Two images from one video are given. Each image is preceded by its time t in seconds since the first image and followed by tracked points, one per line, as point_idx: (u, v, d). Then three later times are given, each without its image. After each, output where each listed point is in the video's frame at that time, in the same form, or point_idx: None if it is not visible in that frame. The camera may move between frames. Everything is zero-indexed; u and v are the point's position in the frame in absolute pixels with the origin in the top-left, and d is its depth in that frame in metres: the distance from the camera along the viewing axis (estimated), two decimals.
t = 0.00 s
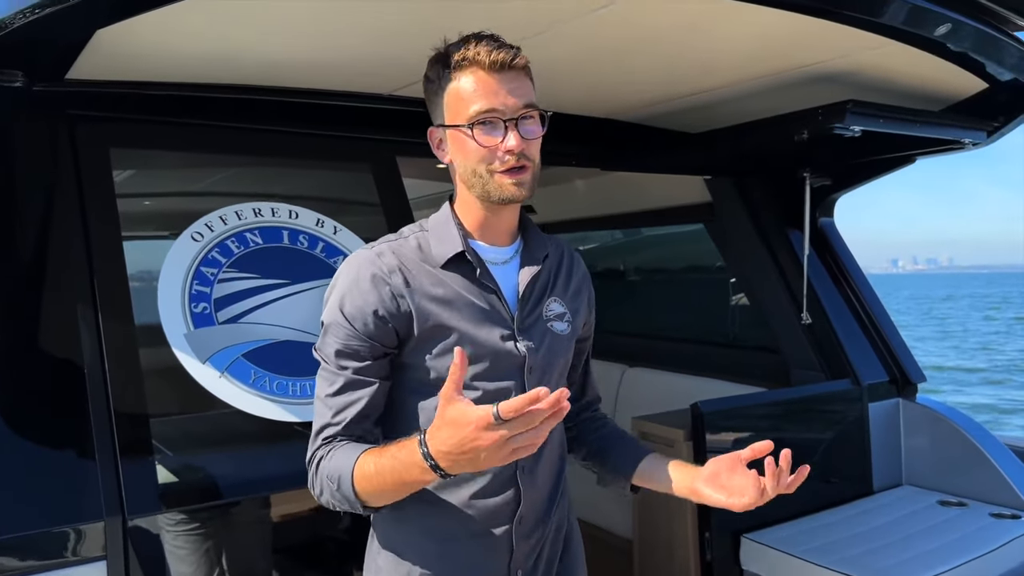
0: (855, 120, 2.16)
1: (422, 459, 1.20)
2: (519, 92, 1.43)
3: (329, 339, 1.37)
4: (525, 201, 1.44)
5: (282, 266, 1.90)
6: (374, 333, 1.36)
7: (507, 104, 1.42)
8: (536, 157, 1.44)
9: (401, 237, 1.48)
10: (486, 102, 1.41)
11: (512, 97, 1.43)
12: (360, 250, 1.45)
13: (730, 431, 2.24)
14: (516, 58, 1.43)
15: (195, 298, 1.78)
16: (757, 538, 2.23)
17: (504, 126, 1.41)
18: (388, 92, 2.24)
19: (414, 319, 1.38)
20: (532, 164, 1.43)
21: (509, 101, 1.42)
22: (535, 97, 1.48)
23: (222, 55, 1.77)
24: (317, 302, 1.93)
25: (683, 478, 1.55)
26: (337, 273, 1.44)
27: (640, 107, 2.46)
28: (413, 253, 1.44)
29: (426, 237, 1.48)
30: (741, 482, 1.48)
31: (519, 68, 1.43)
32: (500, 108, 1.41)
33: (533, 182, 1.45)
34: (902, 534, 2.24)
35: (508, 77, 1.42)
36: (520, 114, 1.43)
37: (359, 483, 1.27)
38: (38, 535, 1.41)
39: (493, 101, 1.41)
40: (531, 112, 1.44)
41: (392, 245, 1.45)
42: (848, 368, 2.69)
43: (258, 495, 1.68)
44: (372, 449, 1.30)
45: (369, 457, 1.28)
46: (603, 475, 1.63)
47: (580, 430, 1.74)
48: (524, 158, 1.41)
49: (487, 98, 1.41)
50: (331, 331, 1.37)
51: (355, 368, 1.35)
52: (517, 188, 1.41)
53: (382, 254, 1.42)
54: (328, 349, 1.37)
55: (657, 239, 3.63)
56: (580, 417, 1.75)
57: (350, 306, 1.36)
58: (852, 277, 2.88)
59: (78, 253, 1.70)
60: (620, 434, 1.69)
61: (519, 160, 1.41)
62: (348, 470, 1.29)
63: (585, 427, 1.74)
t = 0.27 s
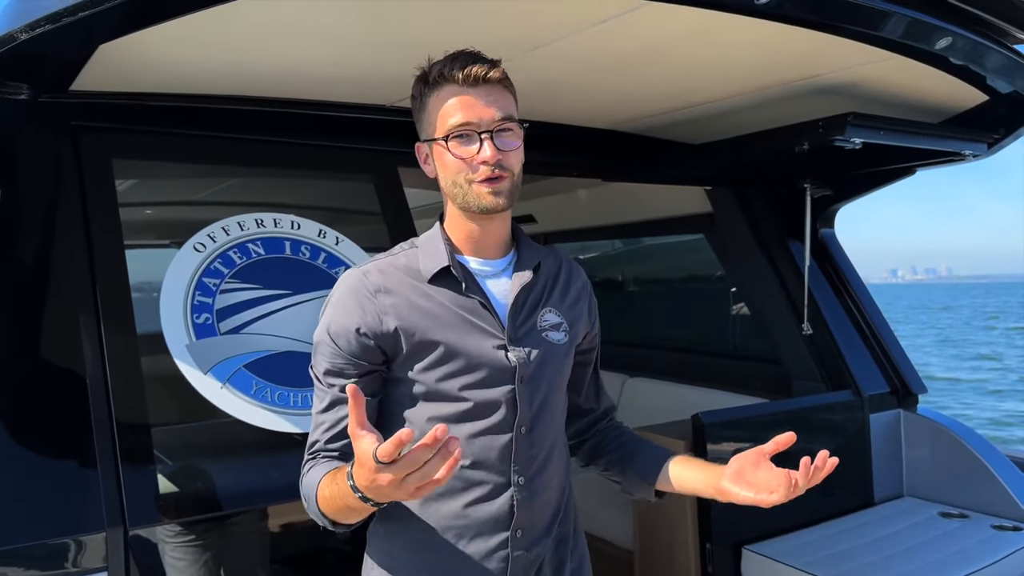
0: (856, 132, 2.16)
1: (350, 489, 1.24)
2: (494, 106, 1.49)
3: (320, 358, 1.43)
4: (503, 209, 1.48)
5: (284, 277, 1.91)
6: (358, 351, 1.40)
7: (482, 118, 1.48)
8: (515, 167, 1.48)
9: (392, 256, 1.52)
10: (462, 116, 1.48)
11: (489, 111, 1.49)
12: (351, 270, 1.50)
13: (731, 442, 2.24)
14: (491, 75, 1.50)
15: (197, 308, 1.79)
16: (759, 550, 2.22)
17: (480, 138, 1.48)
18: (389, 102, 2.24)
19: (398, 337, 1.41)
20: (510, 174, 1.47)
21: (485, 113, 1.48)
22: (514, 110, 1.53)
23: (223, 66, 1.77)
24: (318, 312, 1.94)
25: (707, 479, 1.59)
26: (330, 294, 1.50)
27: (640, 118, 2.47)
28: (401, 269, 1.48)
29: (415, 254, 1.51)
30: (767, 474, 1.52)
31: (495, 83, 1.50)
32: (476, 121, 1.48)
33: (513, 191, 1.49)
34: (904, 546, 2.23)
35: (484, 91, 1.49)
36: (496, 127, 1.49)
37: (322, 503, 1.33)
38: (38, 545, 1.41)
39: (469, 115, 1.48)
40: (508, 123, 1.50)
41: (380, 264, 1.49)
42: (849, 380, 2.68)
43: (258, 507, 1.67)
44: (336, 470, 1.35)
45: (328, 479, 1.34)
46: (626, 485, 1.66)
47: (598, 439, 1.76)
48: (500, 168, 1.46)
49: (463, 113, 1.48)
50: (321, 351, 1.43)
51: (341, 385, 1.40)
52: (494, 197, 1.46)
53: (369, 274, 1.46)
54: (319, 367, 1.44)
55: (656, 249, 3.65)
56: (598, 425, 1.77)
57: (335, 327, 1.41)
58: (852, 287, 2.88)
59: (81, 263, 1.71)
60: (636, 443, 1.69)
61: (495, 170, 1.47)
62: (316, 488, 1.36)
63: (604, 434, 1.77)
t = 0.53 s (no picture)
0: (861, 137, 2.16)
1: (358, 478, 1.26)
2: (486, 108, 1.50)
3: (318, 362, 1.45)
4: (495, 210, 1.47)
5: (289, 277, 1.91)
6: (354, 356, 1.41)
7: (475, 119, 1.49)
8: (506, 170, 1.48)
9: (390, 260, 1.52)
10: (454, 118, 1.49)
11: (481, 113, 1.49)
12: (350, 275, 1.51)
13: (734, 446, 2.24)
14: (484, 78, 1.52)
15: (202, 308, 1.79)
16: (761, 554, 2.22)
17: (471, 139, 1.48)
18: (396, 104, 2.24)
19: (393, 342, 1.41)
20: (501, 174, 1.47)
21: (478, 115, 1.49)
22: (507, 113, 1.54)
23: (232, 67, 1.77)
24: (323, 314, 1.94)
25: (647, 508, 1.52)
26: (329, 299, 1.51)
27: (646, 121, 2.47)
28: (397, 274, 1.48)
29: (413, 258, 1.51)
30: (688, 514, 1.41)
31: (488, 86, 1.51)
32: (468, 123, 1.49)
33: (505, 192, 1.49)
34: (906, 552, 2.23)
35: (476, 94, 1.50)
36: (488, 129, 1.49)
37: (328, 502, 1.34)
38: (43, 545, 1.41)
39: (461, 117, 1.49)
40: (500, 126, 1.50)
41: (377, 269, 1.49)
42: (851, 384, 2.68)
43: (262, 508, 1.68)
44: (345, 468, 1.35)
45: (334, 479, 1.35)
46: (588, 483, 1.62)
47: (581, 440, 1.73)
48: (491, 168, 1.46)
49: (455, 114, 1.49)
50: (319, 356, 1.44)
51: (339, 390, 1.41)
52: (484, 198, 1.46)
53: (366, 279, 1.47)
54: (318, 372, 1.45)
55: (660, 252, 3.66)
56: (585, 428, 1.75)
57: (331, 332, 1.42)
58: (856, 292, 2.88)
59: (87, 263, 1.71)
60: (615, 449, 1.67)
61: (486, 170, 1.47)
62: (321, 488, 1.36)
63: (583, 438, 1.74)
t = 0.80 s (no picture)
0: (865, 138, 2.17)
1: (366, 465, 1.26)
2: (481, 106, 1.50)
3: (319, 360, 1.46)
4: (485, 206, 1.46)
5: (294, 274, 1.92)
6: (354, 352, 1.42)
7: (469, 116, 1.49)
8: (499, 167, 1.47)
9: (389, 259, 1.54)
10: (448, 115, 1.49)
11: (475, 111, 1.49)
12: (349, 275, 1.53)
13: (736, 445, 2.25)
14: (481, 78, 1.52)
15: (208, 303, 1.80)
16: (761, 554, 2.23)
17: (465, 136, 1.48)
18: (401, 102, 2.25)
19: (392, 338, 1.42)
20: (493, 172, 1.46)
21: (472, 112, 1.49)
22: (503, 111, 1.53)
23: (238, 63, 1.78)
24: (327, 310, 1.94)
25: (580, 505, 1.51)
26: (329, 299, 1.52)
27: (650, 121, 2.48)
28: (395, 272, 1.49)
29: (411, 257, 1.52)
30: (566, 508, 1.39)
31: (484, 85, 1.51)
32: (462, 120, 1.49)
33: (497, 190, 1.48)
34: (906, 552, 2.24)
35: (472, 92, 1.50)
36: (482, 127, 1.49)
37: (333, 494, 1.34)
38: (48, 538, 1.42)
39: (455, 113, 1.49)
40: (494, 124, 1.49)
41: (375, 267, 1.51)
42: (851, 385, 2.69)
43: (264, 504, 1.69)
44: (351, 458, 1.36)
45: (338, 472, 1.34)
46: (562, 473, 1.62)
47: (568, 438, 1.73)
48: (482, 165, 1.46)
49: (449, 111, 1.49)
50: (319, 353, 1.45)
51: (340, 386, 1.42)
52: (474, 194, 1.45)
53: (365, 277, 1.48)
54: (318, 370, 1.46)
55: (662, 253, 3.68)
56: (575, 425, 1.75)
57: (332, 329, 1.43)
58: (858, 293, 2.88)
59: (93, 257, 1.72)
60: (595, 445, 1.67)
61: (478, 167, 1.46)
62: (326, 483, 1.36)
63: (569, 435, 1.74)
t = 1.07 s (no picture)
0: (867, 139, 2.17)
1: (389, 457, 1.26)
2: (486, 110, 1.49)
3: (326, 364, 1.45)
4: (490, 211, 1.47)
5: (296, 271, 1.92)
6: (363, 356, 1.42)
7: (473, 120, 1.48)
8: (503, 173, 1.47)
9: (392, 261, 1.54)
10: (453, 118, 1.48)
11: (480, 114, 1.49)
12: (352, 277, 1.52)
13: (735, 445, 2.26)
14: (486, 80, 1.51)
15: (211, 301, 1.80)
16: (761, 553, 2.24)
17: (470, 140, 1.47)
18: (404, 101, 2.25)
19: (401, 340, 1.43)
20: (498, 177, 1.46)
21: (477, 117, 1.48)
22: (506, 114, 1.53)
23: (243, 62, 1.79)
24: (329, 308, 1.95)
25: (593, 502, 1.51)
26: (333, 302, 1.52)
27: (652, 121, 2.48)
28: (399, 274, 1.49)
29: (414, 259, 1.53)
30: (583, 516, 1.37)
31: (489, 88, 1.50)
32: (467, 124, 1.48)
33: (501, 194, 1.48)
34: (905, 552, 2.25)
35: (477, 95, 1.49)
36: (487, 131, 1.48)
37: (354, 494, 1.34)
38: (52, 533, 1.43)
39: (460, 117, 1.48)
40: (499, 129, 1.49)
41: (379, 269, 1.51)
42: (851, 385, 2.70)
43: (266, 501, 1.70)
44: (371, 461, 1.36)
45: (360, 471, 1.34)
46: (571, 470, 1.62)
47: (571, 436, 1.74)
48: (488, 170, 1.45)
49: (454, 115, 1.48)
50: (327, 357, 1.45)
51: (350, 389, 1.42)
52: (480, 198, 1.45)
53: (370, 280, 1.48)
54: (326, 374, 1.46)
55: (663, 253, 3.68)
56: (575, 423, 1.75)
57: (340, 332, 1.43)
58: (857, 294, 2.89)
59: (97, 254, 1.72)
60: (605, 442, 1.67)
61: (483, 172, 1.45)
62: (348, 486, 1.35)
63: (575, 433, 1.74)
